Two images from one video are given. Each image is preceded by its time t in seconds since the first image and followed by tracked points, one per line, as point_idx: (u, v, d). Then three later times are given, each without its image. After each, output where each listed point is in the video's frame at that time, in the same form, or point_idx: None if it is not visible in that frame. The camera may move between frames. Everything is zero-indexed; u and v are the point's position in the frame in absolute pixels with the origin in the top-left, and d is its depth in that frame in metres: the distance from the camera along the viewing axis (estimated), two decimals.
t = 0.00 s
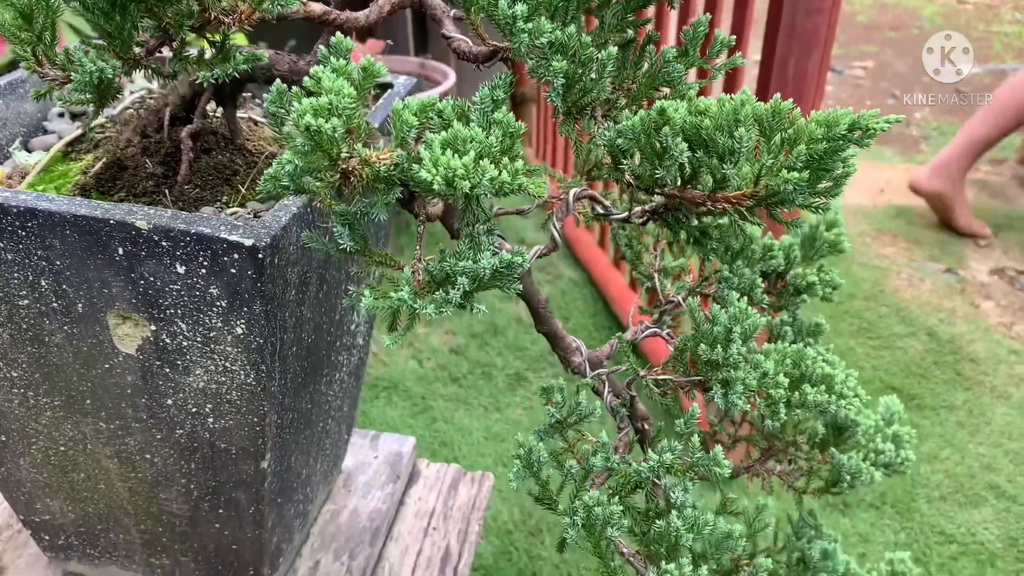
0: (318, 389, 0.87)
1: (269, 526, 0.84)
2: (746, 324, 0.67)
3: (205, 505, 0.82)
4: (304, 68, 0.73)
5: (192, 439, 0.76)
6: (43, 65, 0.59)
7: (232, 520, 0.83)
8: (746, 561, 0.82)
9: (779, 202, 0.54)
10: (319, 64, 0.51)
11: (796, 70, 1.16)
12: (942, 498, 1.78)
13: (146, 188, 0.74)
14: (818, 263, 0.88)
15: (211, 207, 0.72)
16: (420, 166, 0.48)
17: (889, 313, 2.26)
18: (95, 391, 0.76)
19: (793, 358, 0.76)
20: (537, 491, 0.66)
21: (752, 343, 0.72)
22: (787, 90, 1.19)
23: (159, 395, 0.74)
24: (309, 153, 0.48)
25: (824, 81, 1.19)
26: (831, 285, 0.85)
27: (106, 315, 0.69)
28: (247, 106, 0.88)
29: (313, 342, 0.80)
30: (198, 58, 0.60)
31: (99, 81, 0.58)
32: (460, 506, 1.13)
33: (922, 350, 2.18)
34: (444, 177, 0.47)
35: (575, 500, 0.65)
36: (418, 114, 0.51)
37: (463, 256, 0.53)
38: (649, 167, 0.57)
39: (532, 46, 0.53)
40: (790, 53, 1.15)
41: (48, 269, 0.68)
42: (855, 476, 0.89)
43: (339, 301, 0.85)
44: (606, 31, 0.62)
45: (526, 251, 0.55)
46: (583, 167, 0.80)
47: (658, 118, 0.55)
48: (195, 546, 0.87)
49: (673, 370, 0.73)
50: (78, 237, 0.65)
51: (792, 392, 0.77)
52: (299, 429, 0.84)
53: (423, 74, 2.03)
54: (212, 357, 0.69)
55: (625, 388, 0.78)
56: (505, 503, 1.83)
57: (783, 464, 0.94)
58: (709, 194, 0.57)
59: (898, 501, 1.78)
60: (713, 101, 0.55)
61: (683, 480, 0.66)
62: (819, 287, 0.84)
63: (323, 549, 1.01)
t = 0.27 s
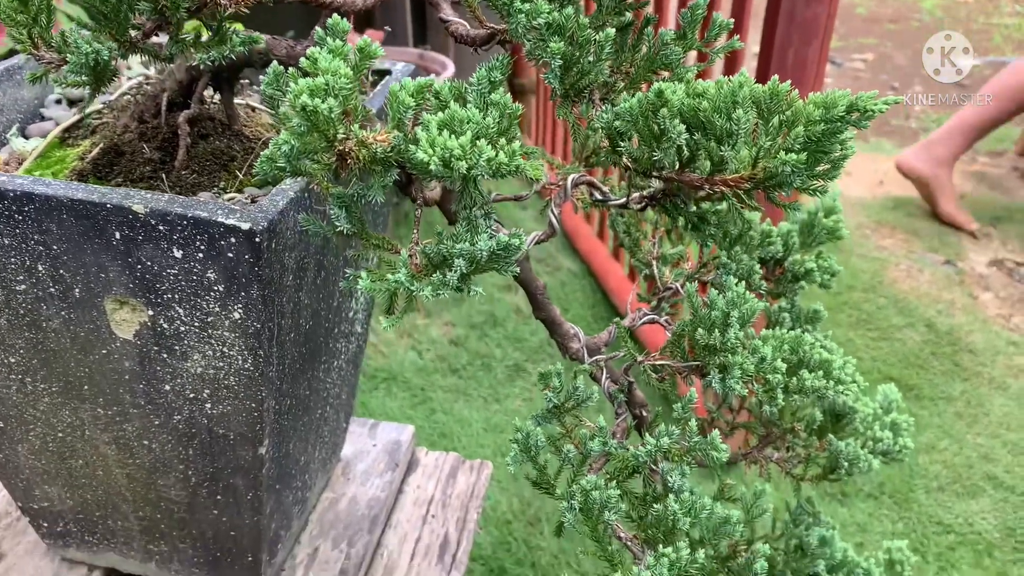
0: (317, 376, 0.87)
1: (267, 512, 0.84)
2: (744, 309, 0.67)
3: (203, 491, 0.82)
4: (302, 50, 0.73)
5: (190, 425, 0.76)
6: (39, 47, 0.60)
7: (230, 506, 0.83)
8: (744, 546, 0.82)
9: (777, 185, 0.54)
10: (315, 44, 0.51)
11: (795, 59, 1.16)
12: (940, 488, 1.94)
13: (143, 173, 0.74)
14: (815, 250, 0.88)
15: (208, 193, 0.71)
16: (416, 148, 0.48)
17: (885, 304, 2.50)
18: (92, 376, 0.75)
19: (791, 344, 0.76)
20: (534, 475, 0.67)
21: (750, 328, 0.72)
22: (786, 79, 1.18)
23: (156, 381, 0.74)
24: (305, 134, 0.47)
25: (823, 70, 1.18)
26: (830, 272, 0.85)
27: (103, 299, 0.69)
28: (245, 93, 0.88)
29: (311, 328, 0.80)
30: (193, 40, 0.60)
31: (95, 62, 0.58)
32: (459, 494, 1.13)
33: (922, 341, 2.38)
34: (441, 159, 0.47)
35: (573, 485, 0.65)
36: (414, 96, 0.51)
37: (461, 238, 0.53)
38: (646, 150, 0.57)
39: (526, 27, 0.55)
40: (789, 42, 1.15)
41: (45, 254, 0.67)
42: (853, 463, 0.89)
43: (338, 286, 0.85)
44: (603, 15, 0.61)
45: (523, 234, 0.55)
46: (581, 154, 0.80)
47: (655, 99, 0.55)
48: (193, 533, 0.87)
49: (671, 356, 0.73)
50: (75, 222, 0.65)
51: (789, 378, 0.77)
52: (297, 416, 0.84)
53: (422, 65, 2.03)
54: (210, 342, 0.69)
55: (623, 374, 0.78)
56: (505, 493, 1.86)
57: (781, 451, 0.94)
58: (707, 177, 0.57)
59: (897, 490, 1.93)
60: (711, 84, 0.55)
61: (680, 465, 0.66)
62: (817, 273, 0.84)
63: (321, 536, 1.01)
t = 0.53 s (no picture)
0: (307, 355, 0.86)
1: (258, 492, 0.83)
2: (735, 284, 0.67)
3: (193, 470, 0.82)
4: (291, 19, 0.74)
5: (179, 403, 0.76)
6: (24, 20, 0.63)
7: (221, 486, 0.82)
8: (736, 526, 0.81)
9: (767, 155, 0.54)
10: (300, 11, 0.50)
11: (791, 44, 1.15)
12: (935, 474, 1.95)
13: (131, 149, 0.74)
14: (808, 229, 0.88)
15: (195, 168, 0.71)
16: (402, 116, 0.48)
17: (882, 291, 2.50)
18: (81, 354, 0.75)
19: (783, 322, 0.76)
20: (524, 451, 0.67)
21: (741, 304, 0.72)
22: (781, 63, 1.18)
23: (145, 358, 0.73)
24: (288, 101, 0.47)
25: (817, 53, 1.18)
26: (823, 252, 0.85)
27: (90, 276, 0.69)
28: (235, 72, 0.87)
29: (301, 307, 0.80)
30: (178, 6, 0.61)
31: (79, 30, 0.60)
32: (452, 477, 1.13)
33: (919, 328, 2.38)
34: (426, 126, 0.46)
35: (563, 461, 0.65)
36: (400, 64, 0.50)
37: (448, 209, 0.53)
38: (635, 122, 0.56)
39: None
40: (784, 27, 1.15)
41: (31, 229, 0.67)
42: (847, 443, 0.88)
43: (328, 265, 0.84)
44: None
45: (511, 206, 0.54)
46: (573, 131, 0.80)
47: (645, 69, 0.54)
48: (184, 513, 0.87)
49: (662, 333, 0.73)
50: (61, 196, 0.64)
51: (782, 357, 0.76)
52: (288, 395, 0.84)
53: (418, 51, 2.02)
54: (198, 318, 0.69)
55: (615, 353, 0.78)
56: (500, 479, 1.87)
57: (773, 432, 0.93)
58: (697, 149, 0.57)
59: (892, 476, 1.93)
60: (701, 54, 0.54)
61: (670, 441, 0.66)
62: (810, 252, 0.83)
63: (313, 517, 1.00)
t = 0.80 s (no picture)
0: (301, 338, 0.86)
1: (252, 474, 0.83)
2: (729, 262, 0.67)
3: (187, 452, 0.81)
4: None
5: (172, 384, 0.76)
6: None
7: (215, 468, 0.82)
8: (730, 507, 0.81)
9: (760, 130, 0.54)
10: None
11: (788, 28, 1.15)
12: (931, 461, 1.96)
13: (123, 129, 0.73)
14: (803, 211, 0.87)
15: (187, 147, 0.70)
16: (393, 88, 0.48)
17: (878, 280, 2.51)
18: (73, 335, 0.75)
19: (778, 303, 0.76)
20: (518, 430, 0.67)
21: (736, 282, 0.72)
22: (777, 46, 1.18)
23: (137, 339, 0.73)
24: (277, 73, 0.47)
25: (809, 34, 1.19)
26: (819, 234, 0.85)
27: (82, 255, 0.68)
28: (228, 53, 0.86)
29: (295, 288, 0.80)
30: None
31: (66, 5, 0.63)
32: (448, 461, 1.13)
33: (915, 316, 2.39)
34: (417, 97, 0.46)
35: (556, 439, 0.65)
36: (391, 37, 0.50)
37: (440, 184, 0.52)
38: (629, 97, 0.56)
39: None
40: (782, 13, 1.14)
41: (22, 208, 0.67)
42: (842, 426, 0.89)
43: (322, 246, 0.84)
44: None
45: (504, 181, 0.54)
46: (568, 112, 0.79)
47: (638, 43, 0.54)
48: (178, 495, 0.86)
49: (656, 313, 0.72)
50: (51, 174, 0.64)
51: (777, 337, 0.76)
52: (281, 378, 0.83)
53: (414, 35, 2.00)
54: (190, 298, 0.69)
55: (609, 334, 0.78)
56: (496, 466, 1.88)
57: (769, 415, 0.93)
58: (691, 125, 0.56)
59: (887, 463, 1.94)
60: (695, 28, 0.54)
61: (664, 420, 0.66)
62: (806, 233, 0.83)
63: (308, 500, 1.00)
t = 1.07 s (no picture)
0: (297, 321, 0.86)
1: (247, 457, 0.83)
2: (727, 241, 0.66)
3: (182, 435, 0.81)
4: None
5: (167, 366, 0.75)
6: None
7: (211, 451, 0.82)
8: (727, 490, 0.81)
9: (758, 106, 0.53)
10: None
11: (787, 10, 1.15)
12: (928, 449, 1.97)
13: (117, 109, 0.73)
14: (802, 194, 0.87)
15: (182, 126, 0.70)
16: (388, 61, 0.47)
17: (875, 269, 2.51)
18: (67, 317, 0.74)
19: (775, 285, 0.75)
20: (514, 410, 0.67)
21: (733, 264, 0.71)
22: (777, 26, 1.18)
23: (132, 320, 0.73)
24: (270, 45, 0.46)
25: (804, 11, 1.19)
26: (817, 216, 0.84)
27: (76, 236, 0.68)
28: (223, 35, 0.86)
29: (291, 271, 0.79)
30: None
31: None
32: (444, 446, 1.13)
33: (912, 304, 2.40)
34: (412, 70, 0.46)
35: (554, 420, 0.65)
36: (386, 10, 0.49)
37: (436, 160, 0.52)
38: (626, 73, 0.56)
39: None
40: None
41: (15, 188, 0.66)
42: (840, 410, 0.89)
43: (318, 229, 0.84)
44: None
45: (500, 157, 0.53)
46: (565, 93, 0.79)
47: (636, 17, 0.54)
48: (174, 479, 0.86)
49: (653, 294, 0.72)
50: (45, 152, 0.63)
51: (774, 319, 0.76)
52: (277, 361, 0.83)
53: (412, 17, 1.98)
54: (185, 279, 0.68)
55: (606, 317, 0.77)
56: (493, 454, 1.88)
57: (766, 398, 0.93)
58: (689, 102, 0.56)
59: (884, 451, 1.94)
60: (693, 3, 0.54)
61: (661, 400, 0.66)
62: (803, 215, 0.83)
63: (305, 485, 1.00)
